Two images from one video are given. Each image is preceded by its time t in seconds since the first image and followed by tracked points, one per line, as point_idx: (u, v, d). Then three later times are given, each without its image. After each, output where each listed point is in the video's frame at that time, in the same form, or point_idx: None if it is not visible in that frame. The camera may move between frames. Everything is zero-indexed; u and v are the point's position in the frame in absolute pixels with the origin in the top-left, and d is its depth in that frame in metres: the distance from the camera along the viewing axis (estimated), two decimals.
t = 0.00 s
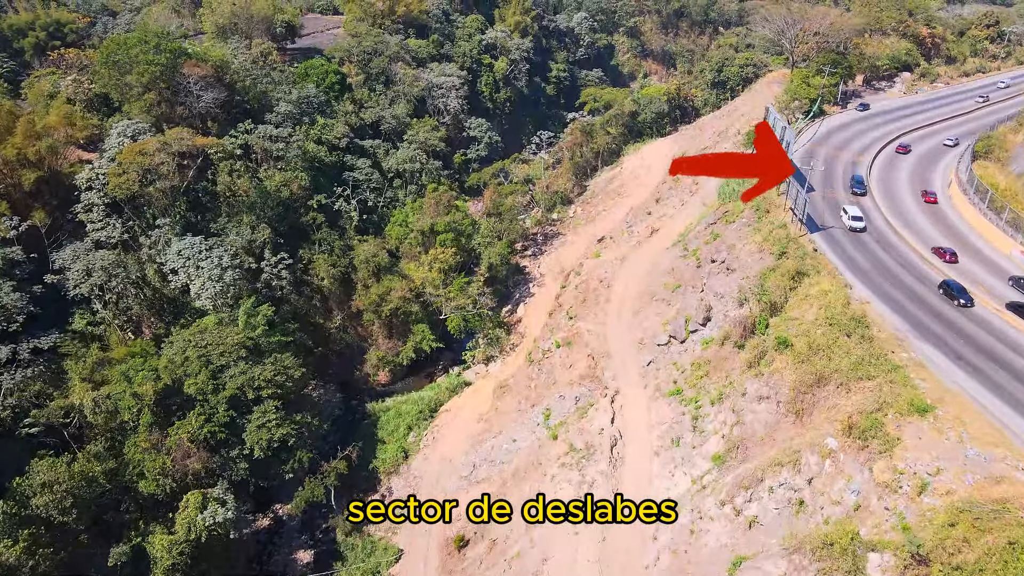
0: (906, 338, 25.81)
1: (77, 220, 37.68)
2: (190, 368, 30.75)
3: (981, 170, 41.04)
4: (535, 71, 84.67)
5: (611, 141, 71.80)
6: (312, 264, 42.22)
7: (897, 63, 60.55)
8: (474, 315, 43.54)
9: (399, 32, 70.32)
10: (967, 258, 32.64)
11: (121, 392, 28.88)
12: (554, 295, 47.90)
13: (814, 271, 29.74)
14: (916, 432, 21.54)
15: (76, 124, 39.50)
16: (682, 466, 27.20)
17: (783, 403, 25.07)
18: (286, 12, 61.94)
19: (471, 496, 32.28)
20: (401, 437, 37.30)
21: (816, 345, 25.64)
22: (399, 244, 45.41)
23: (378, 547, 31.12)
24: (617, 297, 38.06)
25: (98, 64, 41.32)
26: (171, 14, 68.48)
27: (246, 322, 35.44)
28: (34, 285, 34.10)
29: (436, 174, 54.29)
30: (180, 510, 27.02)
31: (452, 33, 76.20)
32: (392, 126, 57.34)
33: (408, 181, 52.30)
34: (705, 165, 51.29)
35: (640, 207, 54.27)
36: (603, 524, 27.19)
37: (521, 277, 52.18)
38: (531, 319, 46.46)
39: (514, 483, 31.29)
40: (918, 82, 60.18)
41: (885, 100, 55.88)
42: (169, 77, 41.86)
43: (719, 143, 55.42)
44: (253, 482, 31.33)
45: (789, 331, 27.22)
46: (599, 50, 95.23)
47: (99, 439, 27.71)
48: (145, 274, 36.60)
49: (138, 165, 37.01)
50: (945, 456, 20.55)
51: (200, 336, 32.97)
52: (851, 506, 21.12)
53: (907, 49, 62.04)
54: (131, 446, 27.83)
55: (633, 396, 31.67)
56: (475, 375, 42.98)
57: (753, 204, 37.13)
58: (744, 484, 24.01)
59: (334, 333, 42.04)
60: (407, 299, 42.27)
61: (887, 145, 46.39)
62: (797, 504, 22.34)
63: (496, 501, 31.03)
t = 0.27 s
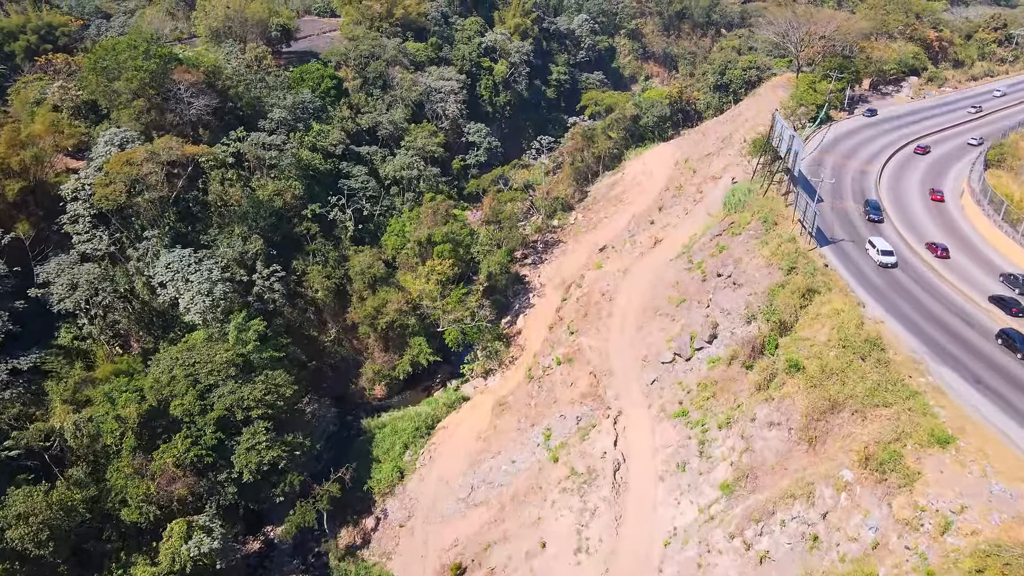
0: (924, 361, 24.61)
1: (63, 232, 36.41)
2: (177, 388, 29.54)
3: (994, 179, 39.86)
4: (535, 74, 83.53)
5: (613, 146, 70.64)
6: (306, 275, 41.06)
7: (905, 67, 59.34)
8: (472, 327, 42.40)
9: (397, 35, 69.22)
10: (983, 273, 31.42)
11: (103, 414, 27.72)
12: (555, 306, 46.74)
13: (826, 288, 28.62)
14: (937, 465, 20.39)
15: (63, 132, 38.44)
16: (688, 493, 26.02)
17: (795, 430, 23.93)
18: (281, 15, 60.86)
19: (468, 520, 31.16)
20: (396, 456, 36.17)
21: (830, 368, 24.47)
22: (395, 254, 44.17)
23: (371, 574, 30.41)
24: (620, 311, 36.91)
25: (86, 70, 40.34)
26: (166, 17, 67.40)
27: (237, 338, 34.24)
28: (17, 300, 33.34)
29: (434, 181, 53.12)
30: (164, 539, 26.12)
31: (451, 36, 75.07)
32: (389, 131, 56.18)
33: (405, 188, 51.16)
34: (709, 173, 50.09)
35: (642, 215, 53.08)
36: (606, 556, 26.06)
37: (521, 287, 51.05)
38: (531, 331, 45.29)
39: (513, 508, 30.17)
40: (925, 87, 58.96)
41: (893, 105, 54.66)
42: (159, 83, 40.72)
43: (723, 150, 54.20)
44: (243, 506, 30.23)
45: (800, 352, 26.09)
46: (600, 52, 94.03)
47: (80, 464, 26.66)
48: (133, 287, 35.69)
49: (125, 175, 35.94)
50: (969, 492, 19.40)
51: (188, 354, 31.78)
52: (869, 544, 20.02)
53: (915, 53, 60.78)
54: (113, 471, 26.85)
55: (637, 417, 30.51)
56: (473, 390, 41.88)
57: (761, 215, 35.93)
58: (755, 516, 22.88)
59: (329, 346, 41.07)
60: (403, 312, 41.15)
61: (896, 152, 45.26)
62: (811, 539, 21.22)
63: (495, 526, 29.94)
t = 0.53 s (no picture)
0: (941, 386, 23.56)
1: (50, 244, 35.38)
2: (163, 410, 28.50)
3: (1007, 189, 38.79)
4: (536, 77, 82.41)
5: (614, 150, 69.56)
6: (300, 288, 40.06)
7: (911, 71, 58.26)
8: (471, 340, 41.35)
9: (395, 38, 68.15)
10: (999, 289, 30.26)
11: (86, 438, 26.71)
12: (556, 318, 45.66)
13: (837, 306, 27.62)
14: (958, 502, 19.50)
15: (51, 140, 37.42)
16: (695, 522, 24.94)
17: (807, 459, 22.85)
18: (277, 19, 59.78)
19: (466, 545, 30.09)
20: (392, 475, 35.14)
21: (843, 394, 23.38)
22: (392, 264, 43.07)
23: None
24: (622, 326, 35.87)
25: (74, 77, 39.30)
26: (160, 19, 66.31)
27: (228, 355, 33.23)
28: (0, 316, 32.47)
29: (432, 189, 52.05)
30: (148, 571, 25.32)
31: (450, 39, 74.01)
32: (386, 137, 55.05)
33: (403, 196, 50.15)
34: (713, 180, 49.01)
35: (645, 223, 51.97)
36: None
37: (521, 297, 50.03)
38: (531, 343, 44.26)
39: (512, 533, 29.12)
40: (933, 92, 57.86)
41: (900, 111, 53.57)
42: (149, 90, 39.67)
43: (727, 156, 53.10)
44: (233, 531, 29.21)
45: (811, 375, 25.05)
46: (601, 54, 92.94)
47: (62, 492, 25.79)
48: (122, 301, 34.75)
49: (112, 187, 34.83)
50: (993, 532, 18.55)
51: (176, 373, 30.71)
52: None
53: (922, 57, 59.63)
54: (96, 498, 25.86)
55: (641, 439, 29.45)
56: (471, 405, 40.89)
57: (768, 227, 34.81)
58: (765, 551, 21.68)
59: (324, 360, 40.16)
60: (400, 325, 40.13)
61: (905, 160, 44.21)
62: None
63: (493, 553, 28.93)
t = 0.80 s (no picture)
0: (957, 414, 22.76)
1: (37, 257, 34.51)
2: (152, 432, 27.80)
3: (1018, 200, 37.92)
4: (536, 81, 81.48)
5: (616, 156, 68.67)
6: (294, 301, 39.22)
7: (917, 77, 57.37)
8: (469, 354, 40.50)
9: (393, 43, 67.38)
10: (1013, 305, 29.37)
11: (71, 464, 25.84)
12: (556, 330, 44.78)
13: (846, 327, 26.75)
14: (978, 541, 18.54)
15: (39, 151, 36.60)
16: (700, 553, 24.02)
17: (818, 491, 21.97)
18: (273, 24, 59.19)
19: (463, 570, 29.25)
20: (389, 495, 34.32)
21: (855, 422, 22.53)
22: (389, 276, 42.17)
23: None
24: (624, 343, 35.01)
25: (63, 86, 38.44)
26: (155, 23, 65.51)
27: (220, 372, 32.42)
28: None
29: (430, 197, 51.18)
30: None
31: (449, 43, 73.16)
32: (384, 144, 54.19)
33: (400, 205, 49.31)
34: (717, 190, 48.15)
35: (647, 233, 51.08)
36: None
37: (521, 307, 49.18)
38: (531, 356, 43.38)
39: (511, 560, 28.23)
40: (938, 98, 56.94)
41: (906, 118, 52.68)
42: (139, 100, 38.78)
43: (730, 164, 52.24)
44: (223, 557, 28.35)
45: (820, 400, 24.19)
46: (602, 58, 92.00)
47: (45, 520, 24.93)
48: (111, 317, 33.87)
49: (101, 200, 33.98)
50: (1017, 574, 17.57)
51: (165, 393, 29.85)
52: None
53: (927, 63, 58.68)
54: (81, 526, 24.99)
55: (644, 463, 28.58)
56: (470, 420, 40.00)
57: (774, 241, 33.91)
58: None
59: (319, 375, 39.32)
60: (397, 339, 39.27)
61: (912, 169, 43.31)
62: None
63: None
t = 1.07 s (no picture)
0: (970, 440, 22.13)
1: (26, 270, 33.75)
2: (142, 455, 27.17)
3: None
4: (536, 85, 80.74)
5: (617, 162, 68.01)
6: (290, 314, 38.53)
7: (922, 83, 56.66)
8: (468, 368, 39.82)
9: (391, 48, 66.65)
10: None
11: (58, 488, 25.22)
12: (556, 342, 44.08)
13: (854, 347, 26.12)
14: None
15: (30, 162, 35.97)
16: None
17: (826, 521, 21.28)
18: (270, 29, 58.46)
19: None
20: (385, 514, 33.68)
21: (865, 449, 21.87)
22: (386, 288, 41.44)
23: None
24: (626, 358, 34.34)
25: (54, 96, 37.71)
26: (151, 28, 64.89)
27: (213, 390, 31.72)
28: None
29: (429, 206, 50.49)
30: None
31: (448, 47, 72.45)
32: (382, 151, 53.57)
33: (398, 214, 48.72)
34: (719, 199, 47.48)
35: (648, 241, 50.46)
36: None
37: (521, 318, 48.53)
38: (531, 369, 42.72)
39: None
40: (944, 104, 56.17)
41: (911, 125, 52.01)
42: (132, 109, 38.06)
43: (733, 172, 51.56)
44: None
45: (828, 425, 23.53)
46: (602, 61, 91.25)
47: (32, 547, 24.54)
48: (102, 332, 33.23)
49: (92, 214, 33.27)
50: None
51: (155, 412, 29.19)
52: None
53: (932, 68, 57.87)
54: (67, 554, 24.34)
55: (646, 485, 27.90)
56: (468, 435, 39.35)
57: (779, 255, 33.24)
58: None
59: (315, 390, 38.67)
60: (394, 353, 38.58)
61: (919, 179, 42.62)
62: None
63: None
